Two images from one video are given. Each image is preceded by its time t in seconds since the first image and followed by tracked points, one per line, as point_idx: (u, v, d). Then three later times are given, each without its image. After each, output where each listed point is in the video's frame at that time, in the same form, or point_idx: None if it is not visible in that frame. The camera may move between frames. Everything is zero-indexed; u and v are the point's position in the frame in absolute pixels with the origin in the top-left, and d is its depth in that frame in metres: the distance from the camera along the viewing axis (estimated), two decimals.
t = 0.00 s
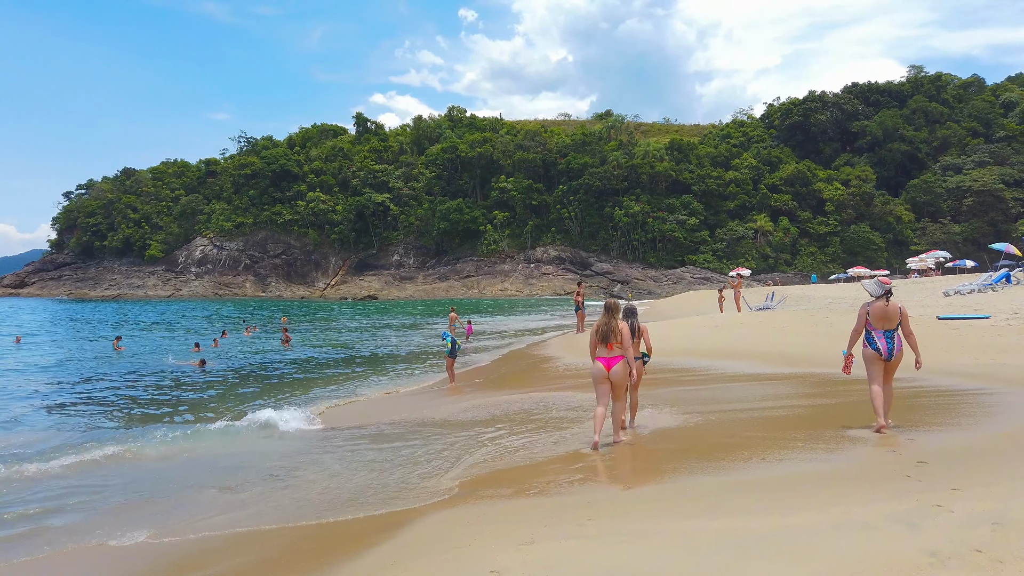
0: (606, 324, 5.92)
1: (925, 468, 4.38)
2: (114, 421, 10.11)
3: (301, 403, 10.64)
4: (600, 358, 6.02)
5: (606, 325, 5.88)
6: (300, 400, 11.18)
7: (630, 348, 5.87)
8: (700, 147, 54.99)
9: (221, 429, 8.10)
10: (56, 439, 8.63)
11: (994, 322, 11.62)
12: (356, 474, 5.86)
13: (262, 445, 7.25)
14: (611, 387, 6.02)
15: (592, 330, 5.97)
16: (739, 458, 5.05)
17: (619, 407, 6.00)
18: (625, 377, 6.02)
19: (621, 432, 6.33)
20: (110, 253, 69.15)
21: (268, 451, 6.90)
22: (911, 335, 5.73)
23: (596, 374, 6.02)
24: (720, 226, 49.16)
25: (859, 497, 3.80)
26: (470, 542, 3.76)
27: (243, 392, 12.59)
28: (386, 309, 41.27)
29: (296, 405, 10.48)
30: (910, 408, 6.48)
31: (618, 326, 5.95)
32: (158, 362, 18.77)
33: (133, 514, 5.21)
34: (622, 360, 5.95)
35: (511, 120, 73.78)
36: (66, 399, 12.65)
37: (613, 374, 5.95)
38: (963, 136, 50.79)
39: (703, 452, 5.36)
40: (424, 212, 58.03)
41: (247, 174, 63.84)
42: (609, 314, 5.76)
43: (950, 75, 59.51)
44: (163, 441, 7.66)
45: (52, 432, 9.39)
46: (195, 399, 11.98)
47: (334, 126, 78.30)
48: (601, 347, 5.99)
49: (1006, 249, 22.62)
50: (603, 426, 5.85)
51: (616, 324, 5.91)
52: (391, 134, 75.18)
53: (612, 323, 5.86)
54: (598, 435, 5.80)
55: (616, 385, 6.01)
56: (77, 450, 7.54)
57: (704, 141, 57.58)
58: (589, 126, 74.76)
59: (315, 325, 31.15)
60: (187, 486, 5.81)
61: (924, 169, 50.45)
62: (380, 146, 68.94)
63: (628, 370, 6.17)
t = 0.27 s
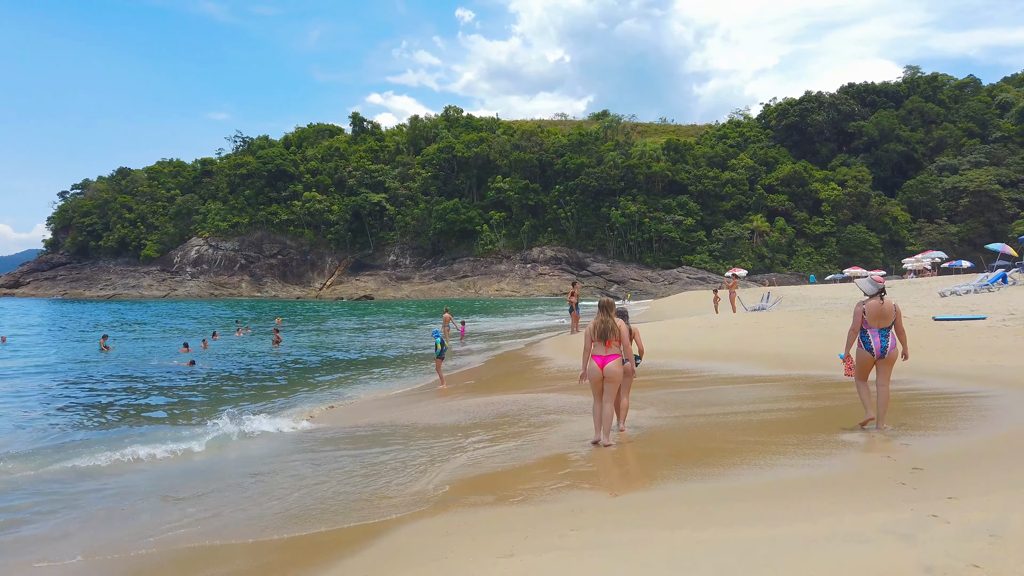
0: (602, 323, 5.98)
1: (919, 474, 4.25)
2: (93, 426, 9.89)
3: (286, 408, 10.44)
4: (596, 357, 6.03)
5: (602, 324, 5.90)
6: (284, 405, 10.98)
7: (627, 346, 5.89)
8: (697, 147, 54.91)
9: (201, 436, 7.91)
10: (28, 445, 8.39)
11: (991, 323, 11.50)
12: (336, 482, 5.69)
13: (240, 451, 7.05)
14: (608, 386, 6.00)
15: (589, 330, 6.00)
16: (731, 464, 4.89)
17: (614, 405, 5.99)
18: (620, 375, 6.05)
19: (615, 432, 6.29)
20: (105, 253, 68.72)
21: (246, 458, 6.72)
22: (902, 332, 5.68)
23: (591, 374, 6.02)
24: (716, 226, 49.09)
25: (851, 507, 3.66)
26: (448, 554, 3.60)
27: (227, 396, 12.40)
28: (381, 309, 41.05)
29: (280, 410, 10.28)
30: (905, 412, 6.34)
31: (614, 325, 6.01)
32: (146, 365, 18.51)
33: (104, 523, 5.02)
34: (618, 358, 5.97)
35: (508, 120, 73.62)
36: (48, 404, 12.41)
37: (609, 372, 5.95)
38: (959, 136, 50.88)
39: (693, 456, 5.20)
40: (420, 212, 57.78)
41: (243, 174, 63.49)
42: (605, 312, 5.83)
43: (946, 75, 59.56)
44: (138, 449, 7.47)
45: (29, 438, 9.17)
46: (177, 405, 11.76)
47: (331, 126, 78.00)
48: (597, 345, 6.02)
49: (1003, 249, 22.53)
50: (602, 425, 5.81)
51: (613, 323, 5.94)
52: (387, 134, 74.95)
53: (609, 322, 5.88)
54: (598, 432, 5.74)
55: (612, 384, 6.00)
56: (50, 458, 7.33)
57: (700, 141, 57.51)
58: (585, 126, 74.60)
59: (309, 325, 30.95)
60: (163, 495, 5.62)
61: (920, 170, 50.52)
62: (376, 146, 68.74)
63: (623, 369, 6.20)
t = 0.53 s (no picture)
0: (594, 322, 5.96)
1: (914, 478, 4.11)
2: (69, 430, 9.63)
3: (268, 411, 10.20)
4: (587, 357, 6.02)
5: (595, 324, 5.87)
6: (267, 407, 10.75)
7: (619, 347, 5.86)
8: (692, 147, 54.88)
9: (179, 441, 7.69)
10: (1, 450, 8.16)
11: (984, 322, 11.42)
12: (315, 486, 5.50)
13: (219, 456, 6.83)
14: (600, 386, 5.94)
15: (580, 329, 5.96)
16: (721, 466, 4.73)
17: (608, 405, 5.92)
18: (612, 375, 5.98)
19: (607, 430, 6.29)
20: (98, 253, 68.17)
21: (224, 463, 6.52)
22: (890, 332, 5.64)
23: (583, 374, 5.95)
24: (711, 226, 49.04)
25: (844, 512, 3.51)
26: (425, 561, 3.45)
27: (210, 398, 12.15)
28: (375, 309, 40.82)
29: (262, 413, 10.04)
30: (899, 412, 6.21)
31: (606, 324, 6.00)
32: (131, 366, 18.22)
33: (70, 529, 4.82)
34: (609, 358, 5.93)
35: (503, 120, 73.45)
36: (25, 407, 12.10)
37: (601, 372, 5.89)
38: (952, 136, 51.00)
39: (683, 458, 5.04)
40: (415, 212, 57.53)
41: (236, 173, 63.08)
42: (597, 310, 5.82)
43: (939, 76, 59.71)
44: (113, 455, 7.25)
45: (1, 443, 8.90)
46: (157, 407, 11.50)
47: (325, 125, 77.62)
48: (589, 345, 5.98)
49: (996, 249, 22.51)
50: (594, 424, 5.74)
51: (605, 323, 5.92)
52: (381, 133, 74.65)
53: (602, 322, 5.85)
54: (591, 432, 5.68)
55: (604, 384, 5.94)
56: (19, 464, 7.08)
57: (695, 141, 57.48)
58: (580, 126, 74.47)
59: (300, 326, 30.69)
60: (134, 501, 5.42)
61: (914, 170, 50.61)
62: (371, 145, 68.45)
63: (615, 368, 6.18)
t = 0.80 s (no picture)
0: (586, 319, 6.07)
1: (907, 479, 3.98)
2: (46, 431, 9.41)
3: (252, 412, 10.01)
4: (578, 352, 6.13)
5: (585, 318, 6.00)
6: (250, 408, 10.54)
7: (609, 341, 5.95)
8: (688, 147, 54.85)
9: (155, 444, 7.50)
10: None
11: (979, 321, 11.31)
12: (292, 490, 5.34)
13: (196, 458, 6.66)
14: (591, 381, 6.06)
15: (572, 325, 6.11)
16: (709, 467, 4.59)
17: (599, 400, 6.05)
18: (604, 370, 6.11)
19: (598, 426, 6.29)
20: (93, 253, 67.77)
21: (202, 466, 6.35)
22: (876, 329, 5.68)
23: (575, 367, 6.11)
24: (707, 226, 48.99)
25: (833, 515, 3.38)
26: (400, 566, 3.30)
27: (194, 400, 11.93)
28: (371, 309, 40.61)
29: (245, 414, 9.84)
30: (892, 411, 6.09)
31: (599, 321, 6.09)
32: (118, 367, 17.97)
33: (40, 540, 4.65)
34: (601, 354, 6.03)
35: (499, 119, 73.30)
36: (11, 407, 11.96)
37: (592, 367, 6.02)
38: (948, 137, 51.08)
39: (669, 459, 4.91)
40: (411, 212, 57.35)
41: (232, 173, 62.79)
42: (588, 307, 5.89)
43: (935, 76, 59.81)
44: (87, 458, 7.06)
45: None
46: (139, 409, 11.28)
47: (321, 125, 77.36)
48: (580, 340, 6.11)
49: (991, 248, 22.46)
50: (581, 417, 5.87)
51: (595, 317, 6.04)
52: (377, 133, 74.43)
53: (593, 316, 5.97)
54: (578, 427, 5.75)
55: (596, 379, 6.08)
56: None
57: (691, 142, 57.46)
58: (577, 126, 74.34)
59: (293, 326, 30.49)
60: (107, 507, 5.26)
61: (909, 170, 50.68)
62: (367, 144, 68.22)
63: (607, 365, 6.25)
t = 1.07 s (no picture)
0: (583, 322, 5.94)
1: (899, 487, 3.84)
2: (24, 435, 9.21)
3: (232, 414, 9.80)
4: (576, 356, 6.03)
5: (582, 323, 5.88)
6: (230, 412, 10.31)
7: (608, 344, 5.87)
8: (684, 147, 54.78)
9: (128, 449, 7.31)
10: None
11: (974, 322, 11.20)
12: (272, 497, 5.19)
13: (172, 463, 6.49)
14: (589, 382, 6.00)
15: (569, 328, 5.96)
16: (696, 473, 4.45)
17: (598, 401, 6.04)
18: (602, 372, 6.06)
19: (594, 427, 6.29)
20: (88, 253, 67.35)
21: (177, 472, 6.18)
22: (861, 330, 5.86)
23: (573, 371, 6.01)
24: (703, 226, 48.92)
25: (824, 527, 3.23)
26: None
27: (175, 403, 11.70)
28: (366, 309, 40.41)
29: (224, 416, 9.62)
30: (884, 415, 5.97)
31: (595, 323, 5.98)
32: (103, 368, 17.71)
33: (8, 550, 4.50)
34: (600, 356, 5.98)
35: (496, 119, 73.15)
36: None
37: (591, 370, 5.96)
38: (943, 137, 51.14)
39: (656, 465, 4.76)
40: (407, 212, 57.14)
41: (228, 173, 62.46)
42: (588, 311, 5.76)
43: (931, 76, 59.86)
44: (68, 462, 6.92)
45: None
46: (116, 412, 11.01)
47: (317, 125, 77.09)
48: (578, 343, 5.99)
49: (987, 248, 22.41)
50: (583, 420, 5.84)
51: (593, 321, 5.92)
52: (373, 133, 74.18)
53: (590, 321, 5.86)
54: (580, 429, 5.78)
55: (592, 380, 6.04)
56: None
57: (687, 141, 57.41)
58: (573, 126, 74.23)
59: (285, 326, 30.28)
60: (81, 515, 5.11)
61: (905, 170, 50.71)
62: (362, 144, 67.99)
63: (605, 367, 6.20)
